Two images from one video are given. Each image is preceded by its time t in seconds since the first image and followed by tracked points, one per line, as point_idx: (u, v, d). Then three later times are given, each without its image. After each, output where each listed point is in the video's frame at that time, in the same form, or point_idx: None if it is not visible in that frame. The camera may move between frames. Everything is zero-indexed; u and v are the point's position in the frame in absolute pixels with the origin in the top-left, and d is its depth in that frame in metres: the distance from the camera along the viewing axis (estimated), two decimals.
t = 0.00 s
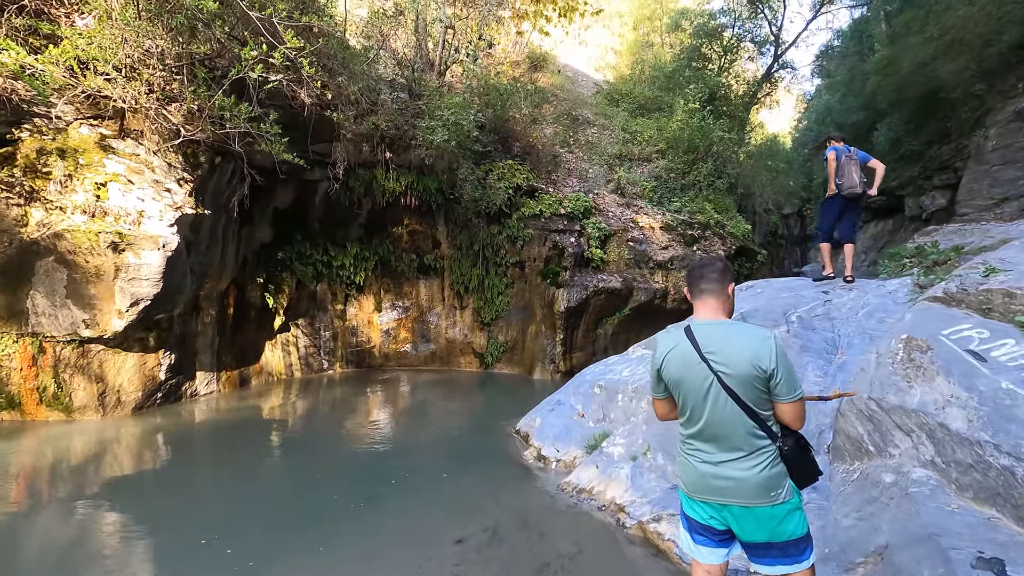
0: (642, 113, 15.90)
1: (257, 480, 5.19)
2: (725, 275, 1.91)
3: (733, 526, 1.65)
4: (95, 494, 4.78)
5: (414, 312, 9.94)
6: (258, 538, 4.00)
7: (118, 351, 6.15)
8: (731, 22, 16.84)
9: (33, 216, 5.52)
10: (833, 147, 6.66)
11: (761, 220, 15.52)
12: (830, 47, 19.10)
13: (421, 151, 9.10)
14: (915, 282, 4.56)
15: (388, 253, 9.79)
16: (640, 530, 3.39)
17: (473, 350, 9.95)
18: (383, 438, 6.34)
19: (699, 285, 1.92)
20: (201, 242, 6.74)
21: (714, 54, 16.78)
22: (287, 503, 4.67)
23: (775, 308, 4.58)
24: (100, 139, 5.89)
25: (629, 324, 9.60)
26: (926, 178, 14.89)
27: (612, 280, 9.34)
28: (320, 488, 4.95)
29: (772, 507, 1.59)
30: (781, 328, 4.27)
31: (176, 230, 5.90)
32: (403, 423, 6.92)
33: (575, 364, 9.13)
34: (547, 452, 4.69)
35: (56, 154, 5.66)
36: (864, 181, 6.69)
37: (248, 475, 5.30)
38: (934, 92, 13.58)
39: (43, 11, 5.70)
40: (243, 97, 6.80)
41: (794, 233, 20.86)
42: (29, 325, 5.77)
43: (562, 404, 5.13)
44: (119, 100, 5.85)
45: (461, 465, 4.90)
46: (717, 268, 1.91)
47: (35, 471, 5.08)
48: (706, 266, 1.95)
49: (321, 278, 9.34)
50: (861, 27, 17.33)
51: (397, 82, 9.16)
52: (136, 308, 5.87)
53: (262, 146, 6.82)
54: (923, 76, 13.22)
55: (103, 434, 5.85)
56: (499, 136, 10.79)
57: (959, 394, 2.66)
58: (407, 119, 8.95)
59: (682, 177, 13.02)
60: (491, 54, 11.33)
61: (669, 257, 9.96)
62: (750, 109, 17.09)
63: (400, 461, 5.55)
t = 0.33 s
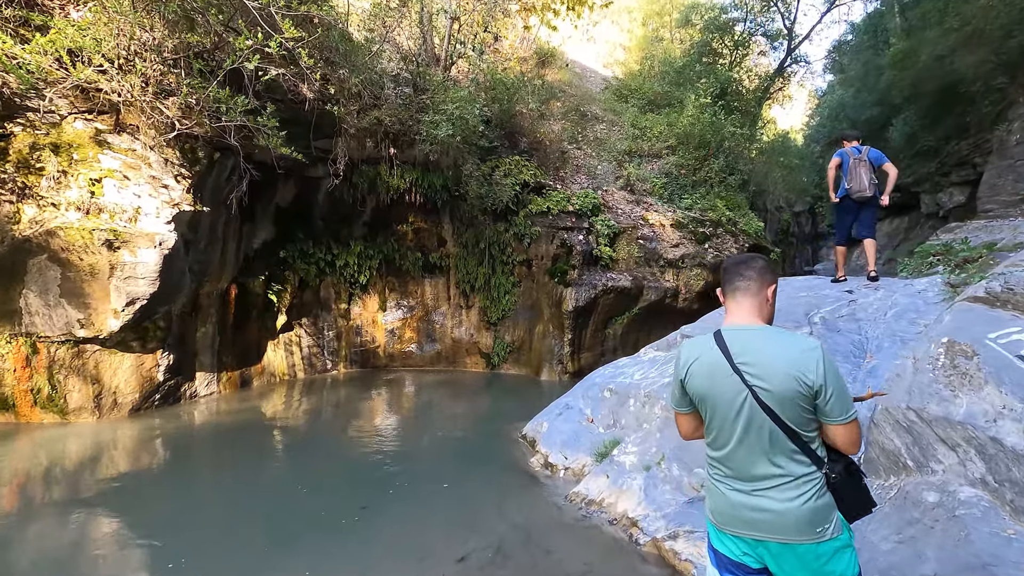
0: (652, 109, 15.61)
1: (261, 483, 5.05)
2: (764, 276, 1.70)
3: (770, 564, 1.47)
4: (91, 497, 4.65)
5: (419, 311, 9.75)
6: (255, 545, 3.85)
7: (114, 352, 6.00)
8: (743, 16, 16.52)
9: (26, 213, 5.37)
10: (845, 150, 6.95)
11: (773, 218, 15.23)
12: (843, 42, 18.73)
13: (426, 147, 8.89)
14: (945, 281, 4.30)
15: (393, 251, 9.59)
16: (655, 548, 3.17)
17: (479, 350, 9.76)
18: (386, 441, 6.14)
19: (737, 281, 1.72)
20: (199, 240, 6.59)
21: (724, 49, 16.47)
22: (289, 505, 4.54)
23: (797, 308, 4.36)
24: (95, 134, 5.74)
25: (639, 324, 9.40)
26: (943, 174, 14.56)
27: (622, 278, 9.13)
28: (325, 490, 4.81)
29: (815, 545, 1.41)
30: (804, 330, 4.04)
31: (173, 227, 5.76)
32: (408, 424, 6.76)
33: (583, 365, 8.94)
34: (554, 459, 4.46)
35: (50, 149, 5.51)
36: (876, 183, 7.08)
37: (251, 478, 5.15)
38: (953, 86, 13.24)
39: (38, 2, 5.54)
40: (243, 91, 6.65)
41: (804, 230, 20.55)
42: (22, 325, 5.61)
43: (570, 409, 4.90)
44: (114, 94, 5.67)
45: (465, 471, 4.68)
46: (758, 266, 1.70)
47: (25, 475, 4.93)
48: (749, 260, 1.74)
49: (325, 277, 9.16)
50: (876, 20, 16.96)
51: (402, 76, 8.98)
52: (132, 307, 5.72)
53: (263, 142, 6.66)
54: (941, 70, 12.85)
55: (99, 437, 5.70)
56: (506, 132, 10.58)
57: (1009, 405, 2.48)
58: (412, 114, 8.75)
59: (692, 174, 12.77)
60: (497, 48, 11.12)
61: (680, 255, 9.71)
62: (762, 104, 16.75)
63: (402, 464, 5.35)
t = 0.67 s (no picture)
0: (661, 103, 15.31)
1: (254, 486, 4.84)
2: (814, 264, 1.57)
3: None
4: (80, 503, 4.46)
5: (422, 308, 9.51)
6: (242, 558, 3.63)
7: (105, 350, 5.85)
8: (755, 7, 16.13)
9: (9, 205, 5.13)
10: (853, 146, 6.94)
11: (785, 214, 14.86)
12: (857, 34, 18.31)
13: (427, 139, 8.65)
14: (982, 277, 4.02)
15: (395, 247, 9.34)
16: (669, 568, 2.92)
17: (483, 349, 9.51)
18: (387, 441, 5.91)
19: (784, 267, 1.58)
20: (193, 234, 6.37)
21: (735, 41, 16.09)
22: (279, 511, 4.31)
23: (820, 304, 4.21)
24: (84, 124, 5.52)
25: (648, 322, 9.15)
26: (960, 169, 14.17)
27: (630, 275, 8.90)
28: (314, 495, 4.56)
29: None
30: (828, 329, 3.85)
31: (165, 221, 5.55)
32: (411, 423, 6.56)
33: (591, 364, 8.73)
34: (559, 466, 4.20)
35: (36, 139, 5.29)
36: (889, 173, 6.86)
37: (246, 480, 4.95)
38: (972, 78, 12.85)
39: None
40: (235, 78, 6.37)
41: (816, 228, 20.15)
42: (7, 324, 5.43)
43: (577, 412, 4.64)
44: (105, 82, 5.47)
45: (465, 476, 4.45)
46: (807, 252, 1.56)
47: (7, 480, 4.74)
48: (796, 245, 1.60)
49: (325, 274, 8.94)
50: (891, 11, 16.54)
51: (404, 68, 8.76)
52: (122, 304, 5.54)
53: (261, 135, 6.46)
54: (960, 61, 12.35)
55: (89, 437, 5.54)
56: (511, 125, 10.30)
57: None
58: (415, 106, 8.50)
59: (703, 168, 12.46)
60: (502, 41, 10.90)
61: (691, 251, 9.42)
62: (774, 98, 16.34)
63: (400, 466, 5.12)
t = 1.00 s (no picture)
0: (667, 99, 15.01)
1: (248, 493, 4.64)
2: (894, 259, 1.46)
3: None
4: (70, 510, 4.31)
5: (425, 308, 9.28)
6: None
7: (94, 352, 5.67)
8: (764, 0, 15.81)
9: None
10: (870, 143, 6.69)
11: (796, 211, 14.52)
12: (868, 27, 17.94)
13: (429, 135, 8.40)
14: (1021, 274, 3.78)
15: (397, 246, 9.11)
16: None
17: (487, 350, 9.27)
18: (388, 445, 5.68)
19: (854, 262, 1.50)
20: (186, 232, 6.16)
21: (744, 34, 15.78)
22: (256, 532, 3.98)
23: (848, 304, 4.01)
24: (71, 118, 5.31)
25: (656, 322, 8.90)
26: (976, 165, 13.81)
27: (638, 274, 8.66)
28: (306, 506, 4.33)
29: None
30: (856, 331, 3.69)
31: (155, 218, 5.33)
32: (413, 427, 6.34)
33: (597, 365, 8.52)
34: (566, 476, 3.95)
35: (20, 133, 5.07)
36: (908, 171, 6.62)
37: (241, 487, 4.76)
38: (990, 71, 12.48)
39: None
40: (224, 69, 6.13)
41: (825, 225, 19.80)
42: None
43: (584, 418, 4.40)
44: (91, 73, 5.25)
45: (467, 487, 4.22)
46: (885, 246, 1.46)
47: None
48: (872, 236, 1.49)
49: (325, 274, 8.72)
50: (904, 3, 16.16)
51: (405, 62, 8.50)
52: (110, 305, 5.34)
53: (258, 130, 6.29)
54: (976, 53, 11.94)
55: (77, 443, 5.35)
56: (515, 120, 10.07)
57: None
58: (415, 100, 8.27)
59: (712, 164, 12.17)
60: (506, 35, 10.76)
61: (700, 249, 9.15)
62: (784, 93, 16.00)
63: (399, 472, 4.89)
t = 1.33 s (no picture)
0: (676, 93, 14.72)
1: (246, 500, 4.41)
2: None
3: None
4: (59, 517, 4.10)
5: (429, 307, 9.04)
6: None
7: (84, 353, 5.47)
8: None
9: None
10: (901, 127, 6.34)
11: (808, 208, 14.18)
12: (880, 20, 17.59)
13: (434, 128, 8.15)
14: None
15: (400, 243, 8.85)
16: None
17: (493, 350, 9.00)
18: (392, 448, 5.44)
19: (1022, 224, 1.20)
20: (181, 228, 5.92)
21: (753, 27, 15.45)
22: (238, 553, 3.63)
23: (883, 301, 3.84)
24: (59, 108, 5.07)
25: (667, 321, 8.62)
26: (994, 159, 13.45)
27: (649, 271, 8.37)
28: (305, 514, 4.09)
29: None
30: (898, 328, 3.55)
31: (148, 212, 5.09)
32: (418, 429, 6.08)
33: (607, 365, 8.25)
34: (580, 486, 3.69)
35: (5, 124, 4.83)
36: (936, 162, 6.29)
37: (240, 493, 4.54)
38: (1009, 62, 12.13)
39: None
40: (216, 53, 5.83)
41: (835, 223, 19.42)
42: None
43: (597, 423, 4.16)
44: (80, 61, 5.04)
45: (474, 496, 3.96)
46: None
47: None
48: None
49: (328, 271, 8.48)
50: None
51: (408, 54, 8.25)
52: (100, 303, 5.11)
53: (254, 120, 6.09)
54: (994, 45, 11.60)
55: (66, 448, 5.13)
56: (521, 113, 9.88)
57: None
58: (418, 92, 8.04)
59: (723, 159, 11.87)
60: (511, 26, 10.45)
61: (713, 246, 8.85)
62: (796, 86, 15.63)
63: (403, 478, 4.65)
